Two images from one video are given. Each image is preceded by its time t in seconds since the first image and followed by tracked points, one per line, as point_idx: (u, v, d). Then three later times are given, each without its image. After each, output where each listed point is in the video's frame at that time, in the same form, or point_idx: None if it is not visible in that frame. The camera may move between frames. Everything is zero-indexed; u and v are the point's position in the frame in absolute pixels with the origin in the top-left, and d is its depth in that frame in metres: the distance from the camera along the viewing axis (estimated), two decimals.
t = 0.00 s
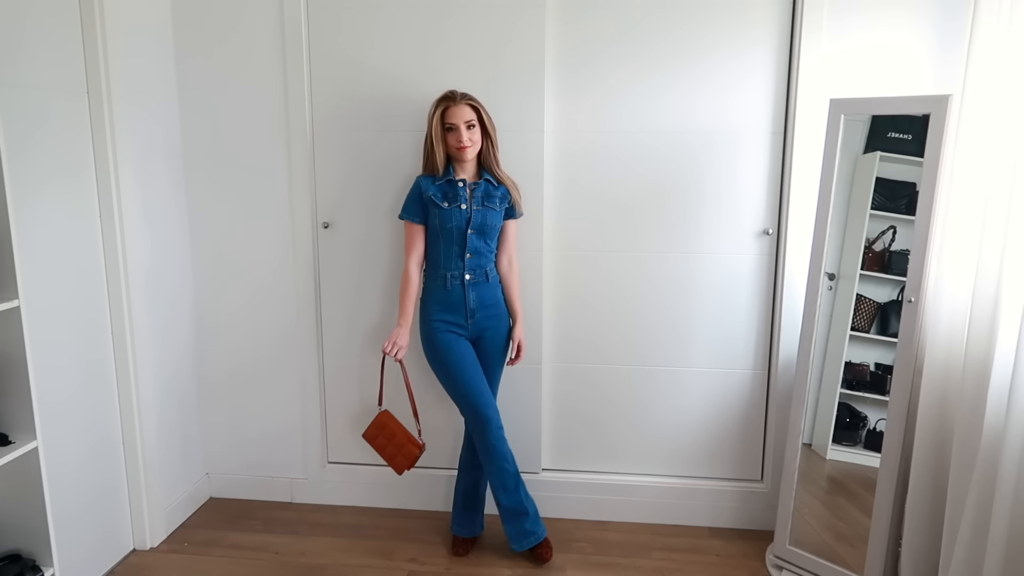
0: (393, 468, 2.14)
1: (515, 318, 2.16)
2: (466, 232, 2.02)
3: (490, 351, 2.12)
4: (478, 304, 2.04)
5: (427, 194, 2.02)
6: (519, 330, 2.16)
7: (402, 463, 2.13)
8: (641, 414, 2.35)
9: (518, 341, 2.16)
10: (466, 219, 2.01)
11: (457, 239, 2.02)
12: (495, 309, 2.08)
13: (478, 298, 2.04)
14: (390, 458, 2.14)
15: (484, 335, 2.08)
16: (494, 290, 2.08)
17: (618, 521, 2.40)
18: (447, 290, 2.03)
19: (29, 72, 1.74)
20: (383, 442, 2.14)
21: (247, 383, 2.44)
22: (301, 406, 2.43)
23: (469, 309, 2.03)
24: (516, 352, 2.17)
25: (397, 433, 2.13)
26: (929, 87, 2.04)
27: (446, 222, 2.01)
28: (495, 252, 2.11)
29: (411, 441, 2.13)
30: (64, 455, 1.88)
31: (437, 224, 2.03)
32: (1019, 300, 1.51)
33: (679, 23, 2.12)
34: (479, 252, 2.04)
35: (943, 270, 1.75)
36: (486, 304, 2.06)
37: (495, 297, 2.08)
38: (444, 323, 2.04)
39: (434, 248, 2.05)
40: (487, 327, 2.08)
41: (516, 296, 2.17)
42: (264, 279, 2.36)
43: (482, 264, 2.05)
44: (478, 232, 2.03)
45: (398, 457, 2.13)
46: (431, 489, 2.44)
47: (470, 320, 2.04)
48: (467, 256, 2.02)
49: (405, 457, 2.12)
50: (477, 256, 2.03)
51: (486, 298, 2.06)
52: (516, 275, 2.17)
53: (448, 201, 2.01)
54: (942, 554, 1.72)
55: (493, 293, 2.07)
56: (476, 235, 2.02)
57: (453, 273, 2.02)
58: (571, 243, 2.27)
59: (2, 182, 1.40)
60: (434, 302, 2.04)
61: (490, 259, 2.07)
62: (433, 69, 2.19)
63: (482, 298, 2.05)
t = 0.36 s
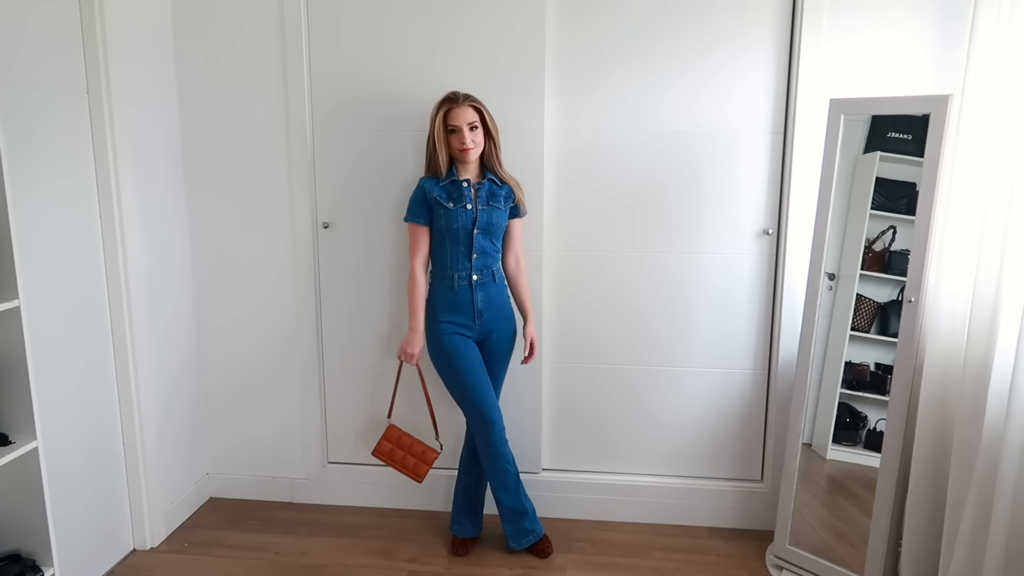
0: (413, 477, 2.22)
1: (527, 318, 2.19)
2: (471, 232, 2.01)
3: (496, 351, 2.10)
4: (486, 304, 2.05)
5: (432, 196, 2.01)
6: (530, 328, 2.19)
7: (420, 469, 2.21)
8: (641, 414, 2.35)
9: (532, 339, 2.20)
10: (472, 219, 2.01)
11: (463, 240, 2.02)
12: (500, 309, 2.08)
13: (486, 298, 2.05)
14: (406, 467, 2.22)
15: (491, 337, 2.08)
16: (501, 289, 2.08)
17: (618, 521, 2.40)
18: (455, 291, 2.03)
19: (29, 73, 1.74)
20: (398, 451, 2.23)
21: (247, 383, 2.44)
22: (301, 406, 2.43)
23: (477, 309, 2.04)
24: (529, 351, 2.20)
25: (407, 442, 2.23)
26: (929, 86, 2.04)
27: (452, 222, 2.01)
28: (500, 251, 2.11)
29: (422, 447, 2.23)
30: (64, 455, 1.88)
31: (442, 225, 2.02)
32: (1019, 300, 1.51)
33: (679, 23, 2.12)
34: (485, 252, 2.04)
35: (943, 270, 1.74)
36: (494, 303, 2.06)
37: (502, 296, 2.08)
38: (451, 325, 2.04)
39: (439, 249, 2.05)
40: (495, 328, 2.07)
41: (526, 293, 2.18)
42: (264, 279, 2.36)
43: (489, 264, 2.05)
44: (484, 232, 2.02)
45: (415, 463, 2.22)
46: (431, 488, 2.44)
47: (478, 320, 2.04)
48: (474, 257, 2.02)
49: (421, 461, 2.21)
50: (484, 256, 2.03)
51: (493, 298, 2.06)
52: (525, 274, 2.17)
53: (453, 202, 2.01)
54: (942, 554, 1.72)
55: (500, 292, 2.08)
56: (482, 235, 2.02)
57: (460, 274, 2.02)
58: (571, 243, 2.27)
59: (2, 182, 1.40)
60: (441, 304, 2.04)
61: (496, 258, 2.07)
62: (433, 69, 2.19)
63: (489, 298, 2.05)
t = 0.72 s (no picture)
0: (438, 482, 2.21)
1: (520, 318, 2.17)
2: (470, 233, 2.01)
3: (496, 351, 2.11)
4: (486, 304, 2.05)
5: (430, 196, 2.01)
6: (524, 331, 2.16)
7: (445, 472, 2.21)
8: (641, 414, 2.35)
9: (520, 341, 2.15)
10: (470, 220, 2.01)
11: (462, 240, 2.02)
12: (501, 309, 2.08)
13: (485, 298, 2.04)
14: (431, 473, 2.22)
15: (491, 337, 2.08)
16: (501, 289, 2.08)
17: (618, 520, 2.40)
18: (455, 291, 2.03)
19: (29, 73, 1.74)
20: (421, 458, 2.24)
21: (246, 383, 2.44)
22: (301, 406, 2.43)
23: (477, 310, 2.03)
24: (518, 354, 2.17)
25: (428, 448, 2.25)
26: (929, 86, 2.04)
27: (450, 223, 2.01)
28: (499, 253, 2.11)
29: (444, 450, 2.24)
30: (64, 454, 1.88)
31: (441, 225, 2.02)
32: (1019, 300, 1.51)
33: (679, 22, 2.12)
34: (484, 252, 2.04)
35: (944, 270, 1.74)
36: (494, 303, 2.06)
37: (501, 296, 2.08)
38: (451, 325, 2.04)
39: (438, 250, 2.05)
40: (495, 329, 2.08)
41: (523, 295, 2.17)
42: (264, 279, 2.36)
43: (487, 264, 2.04)
44: (483, 232, 2.02)
45: (439, 467, 2.22)
46: (431, 488, 2.44)
47: (478, 320, 2.04)
48: (473, 257, 2.02)
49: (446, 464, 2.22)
50: (483, 256, 2.03)
51: (493, 298, 2.06)
52: (523, 274, 2.17)
53: (451, 202, 2.01)
54: (942, 554, 1.72)
55: (499, 293, 2.08)
56: (480, 235, 2.02)
57: (459, 274, 2.02)
58: (571, 243, 2.27)
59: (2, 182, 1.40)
60: (442, 305, 2.04)
61: (495, 259, 2.07)
62: (433, 70, 2.19)
63: (489, 298, 2.05)
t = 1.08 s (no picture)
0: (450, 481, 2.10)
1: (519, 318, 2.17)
2: (467, 233, 2.01)
3: (495, 351, 2.11)
4: (484, 304, 2.05)
5: (427, 196, 2.01)
6: (523, 331, 2.16)
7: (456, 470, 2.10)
8: (641, 414, 2.35)
9: (520, 341, 2.15)
10: (467, 220, 2.01)
11: (459, 241, 2.01)
12: (500, 309, 2.08)
13: (483, 298, 2.04)
14: (442, 471, 2.12)
15: (490, 336, 2.08)
16: (498, 288, 2.08)
17: (618, 520, 2.40)
18: (452, 291, 2.03)
19: (29, 73, 1.74)
20: (431, 457, 2.14)
21: (246, 383, 2.44)
22: (301, 406, 2.43)
23: (475, 310, 2.03)
24: (518, 353, 2.17)
25: (438, 446, 2.14)
26: (929, 86, 2.04)
27: (447, 223, 2.01)
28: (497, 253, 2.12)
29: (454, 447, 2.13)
30: (64, 454, 1.88)
31: (438, 226, 2.02)
32: (1019, 300, 1.51)
33: (679, 23, 2.12)
34: (481, 252, 2.04)
35: (944, 270, 1.74)
36: (492, 303, 2.06)
37: (499, 296, 2.08)
38: (450, 325, 2.04)
39: (436, 250, 2.05)
40: (494, 329, 2.08)
41: (521, 294, 2.17)
42: (264, 279, 2.36)
43: (485, 264, 2.05)
44: (480, 232, 2.02)
45: (449, 466, 2.11)
46: (431, 488, 2.44)
47: (476, 320, 2.04)
48: (470, 257, 2.02)
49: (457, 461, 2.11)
50: (480, 256, 2.03)
51: (491, 298, 2.06)
52: (521, 274, 2.17)
53: (448, 203, 2.00)
54: (942, 554, 1.72)
55: (497, 292, 2.08)
56: (478, 236, 2.02)
57: (457, 274, 2.02)
58: (571, 243, 2.27)
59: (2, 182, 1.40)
60: (440, 305, 2.04)
61: (492, 258, 2.07)
62: (433, 69, 2.19)
63: (487, 298, 2.05)
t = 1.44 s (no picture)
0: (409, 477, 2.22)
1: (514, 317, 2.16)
2: (461, 233, 2.01)
3: (492, 352, 2.11)
4: (478, 304, 2.04)
5: (421, 197, 2.01)
6: (518, 331, 2.15)
7: (418, 470, 2.21)
8: (640, 415, 2.35)
9: (515, 341, 2.14)
10: (461, 221, 2.01)
11: (453, 241, 2.02)
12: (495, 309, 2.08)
13: (477, 298, 2.04)
14: (405, 468, 2.22)
15: (485, 336, 2.08)
16: (493, 289, 2.08)
17: (618, 520, 2.40)
18: (447, 291, 2.03)
19: (29, 74, 1.74)
20: (397, 452, 2.23)
21: (245, 383, 2.44)
22: (301, 406, 2.43)
23: (469, 310, 2.03)
24: (512, 353, 2.15)
25: (408, 443, 2.23)
26: (929, 86, 2.04)
27: (441, 224, 2.01)
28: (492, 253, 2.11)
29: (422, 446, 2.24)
30: (64, 454, 1.88)
31: (433, 226, 2.02)
32: (1019, 300, 1.51)
33: (679, 23, 2.12)
34: (476, 252, 2.04)
35: (944, 270, 1.74)
36: (486, 303, 2.06)
37: (494, 296, 2.08)
38: (444, 325, 2.04)
39: (432, 250, 2.04)
40: (489, 328, 2.08)
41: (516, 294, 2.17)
42: (264, 279, 2.36)
43: (480, 264, 2.04)
44: (474, 233, 2.02)
45: (413, 465, 2.22)
46: (431, 488, 2.44)
47: (470, 320, 2.04)
48: (464, 257, 2.02)
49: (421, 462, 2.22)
50: (474, 256, 2.03)
51: (485, 298, 2.06)
52: (517, 273, 2.17)
53: (442, 203, 2.01)
54: (942, 554, 1.72)
55: (492, 292, 2.07)
56: (471, 236, 2.02)
57: (451, 274, 2.02)
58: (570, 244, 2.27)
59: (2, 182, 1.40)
60: (435, 306, 2.04)
61: (487, 259, 2.07)
62: (433, 69, 2.19)
63: (481, 298, 2.05)
